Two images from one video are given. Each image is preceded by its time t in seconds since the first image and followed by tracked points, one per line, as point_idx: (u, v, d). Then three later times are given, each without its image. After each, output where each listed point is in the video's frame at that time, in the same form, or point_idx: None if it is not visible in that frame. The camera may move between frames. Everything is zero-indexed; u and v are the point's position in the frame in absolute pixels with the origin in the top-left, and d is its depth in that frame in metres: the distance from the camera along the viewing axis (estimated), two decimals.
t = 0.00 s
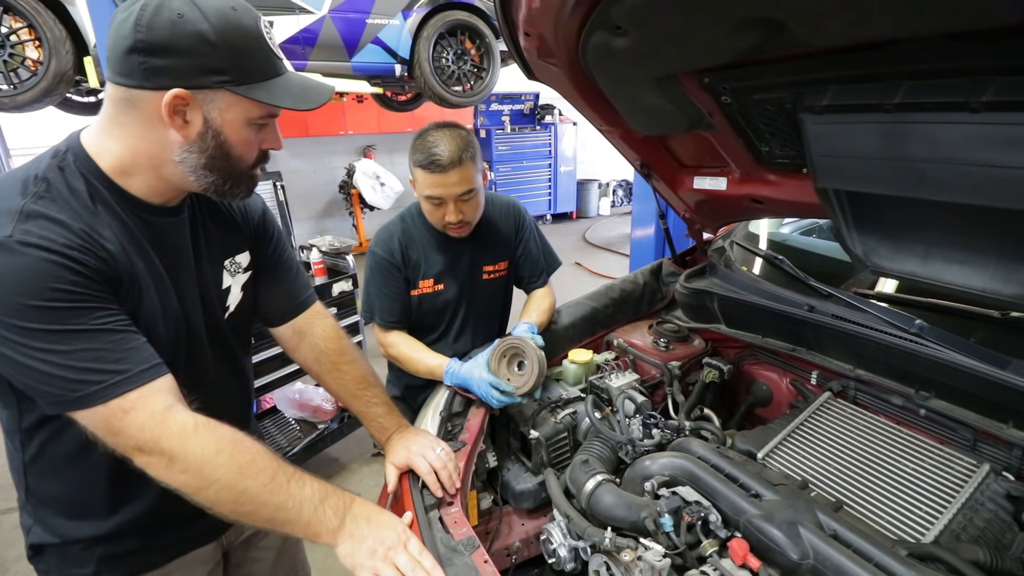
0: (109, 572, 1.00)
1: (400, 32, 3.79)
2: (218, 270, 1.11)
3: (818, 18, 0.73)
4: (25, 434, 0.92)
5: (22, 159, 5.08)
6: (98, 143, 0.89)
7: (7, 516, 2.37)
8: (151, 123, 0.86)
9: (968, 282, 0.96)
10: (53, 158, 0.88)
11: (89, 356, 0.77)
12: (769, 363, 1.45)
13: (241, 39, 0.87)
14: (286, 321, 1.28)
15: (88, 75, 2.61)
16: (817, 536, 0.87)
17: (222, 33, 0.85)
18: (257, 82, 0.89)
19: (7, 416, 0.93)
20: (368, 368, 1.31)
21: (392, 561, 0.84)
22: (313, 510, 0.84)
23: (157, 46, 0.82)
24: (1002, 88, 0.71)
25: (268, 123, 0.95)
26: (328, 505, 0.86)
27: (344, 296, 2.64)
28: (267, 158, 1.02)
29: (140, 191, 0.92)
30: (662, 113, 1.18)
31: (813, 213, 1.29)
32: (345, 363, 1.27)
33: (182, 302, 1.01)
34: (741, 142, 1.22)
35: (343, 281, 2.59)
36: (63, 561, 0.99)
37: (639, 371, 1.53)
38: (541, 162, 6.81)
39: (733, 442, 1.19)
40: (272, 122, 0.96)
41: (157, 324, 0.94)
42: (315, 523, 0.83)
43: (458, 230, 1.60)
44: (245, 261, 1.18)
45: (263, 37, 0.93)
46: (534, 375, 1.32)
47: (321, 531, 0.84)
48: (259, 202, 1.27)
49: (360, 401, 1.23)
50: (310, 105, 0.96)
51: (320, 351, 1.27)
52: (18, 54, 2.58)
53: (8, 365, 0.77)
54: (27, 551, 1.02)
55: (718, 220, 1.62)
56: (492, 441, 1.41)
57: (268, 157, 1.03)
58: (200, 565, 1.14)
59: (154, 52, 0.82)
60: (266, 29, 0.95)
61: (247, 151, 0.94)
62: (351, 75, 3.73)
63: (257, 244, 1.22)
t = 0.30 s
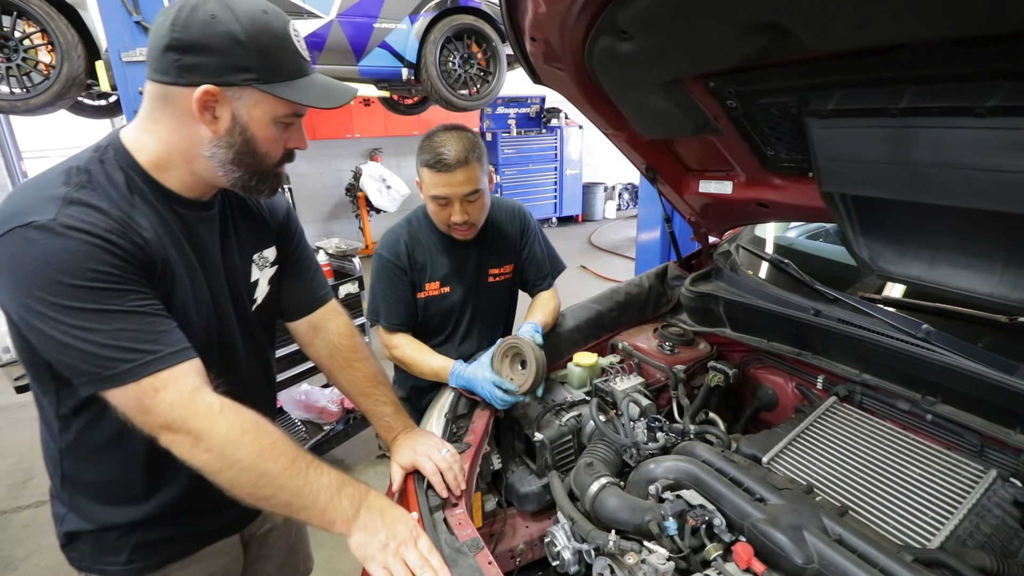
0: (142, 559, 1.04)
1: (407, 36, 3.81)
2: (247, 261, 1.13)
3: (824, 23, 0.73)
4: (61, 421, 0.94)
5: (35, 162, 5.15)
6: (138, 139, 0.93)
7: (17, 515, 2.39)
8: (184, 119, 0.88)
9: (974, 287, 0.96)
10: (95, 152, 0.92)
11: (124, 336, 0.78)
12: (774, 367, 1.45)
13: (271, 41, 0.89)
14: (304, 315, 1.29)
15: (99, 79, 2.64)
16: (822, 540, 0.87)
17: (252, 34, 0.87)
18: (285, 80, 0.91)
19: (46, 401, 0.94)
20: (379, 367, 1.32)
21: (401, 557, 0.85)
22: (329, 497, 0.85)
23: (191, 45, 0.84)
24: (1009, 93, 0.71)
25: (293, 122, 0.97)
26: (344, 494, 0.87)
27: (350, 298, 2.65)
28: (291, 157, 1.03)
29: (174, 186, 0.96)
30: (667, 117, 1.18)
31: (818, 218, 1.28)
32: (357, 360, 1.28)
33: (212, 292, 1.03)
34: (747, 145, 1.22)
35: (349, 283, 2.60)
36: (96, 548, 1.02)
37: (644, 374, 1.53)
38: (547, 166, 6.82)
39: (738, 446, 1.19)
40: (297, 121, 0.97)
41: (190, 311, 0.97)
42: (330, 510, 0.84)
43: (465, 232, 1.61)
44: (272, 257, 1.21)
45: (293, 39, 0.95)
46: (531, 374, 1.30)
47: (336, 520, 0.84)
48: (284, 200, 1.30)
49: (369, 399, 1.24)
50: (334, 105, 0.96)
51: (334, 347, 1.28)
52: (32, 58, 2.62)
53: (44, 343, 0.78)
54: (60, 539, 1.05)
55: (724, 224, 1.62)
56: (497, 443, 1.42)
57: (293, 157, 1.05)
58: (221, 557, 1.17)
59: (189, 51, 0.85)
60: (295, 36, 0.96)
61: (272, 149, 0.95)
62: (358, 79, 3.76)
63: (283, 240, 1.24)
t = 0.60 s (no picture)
0: (171, 542, 1.06)
1: (414, 39, 3.84)
2: (269, 259, 1.15)
3: (828, 27, 0.73)
4: (97, 407, 0.98)
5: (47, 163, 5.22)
6: (167, 142, 0.96)
7: (28, 512, 2.42)
8: (216, 125, 0.90)
9: (979, 290, 0.96)
10: (128, 153, 0.96)
11: (157, 319, 0.81)
12: (781, 371, 1.44)
13: (300, 51, 0.91)
14: (318, 311, 1.31)
15: (111, 82, 2.68)
16: (827, 545, 0.86)
17: (282, 46, 0.89)
18: (311, 88, 0.93)
19: (81, 389, 0.98)
20: (388, 364, 1.33)
21: (412, 551, 0.86)
22: (347, 482, 0.85)
23: (225, 56, 0.86)
24: (1015, 97, 0.70)
25: (317, 125, 0.99)
26: (362, 479, 0.87)
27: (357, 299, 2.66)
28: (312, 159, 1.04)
29: (201, 185, 0.98)
30: (672, 120, 1.18)
31: (825, 221, 1.28)
32: (366, 358, 1.29)
33: (235, 287, 1.05)
34: (753, 148, 1.22)
35: (356, 284, 2.62)
36: (127, 532, 1.05)
37: (649, 377, 1.53)
38: (554, 168, 6.83)
39: (743, 449, 1.18)
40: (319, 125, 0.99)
41: (215, 304, 0.99)
42: (348, 495, 0.84)
43: (474, 232, 1.61)
44: (292, 254, 1.22)
45: (316, 47, 0.97)
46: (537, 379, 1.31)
47: (354, 508, 0.85)
48: (303, 199, 1.32)
49: (377, 396, 1.25)
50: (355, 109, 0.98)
51: (345, 344, 1.30)
52: (45, 61, 2.67)
53: (78, 326, 0.81)
54: (93, 525, 1.08)
55: (731, 226, 1.62)
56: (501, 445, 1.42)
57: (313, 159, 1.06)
58: (244, 546, 1.18)
59: (222, 62, 0.86)
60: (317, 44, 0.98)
61: (297, 151, 0.97)
62: (366, 81, 3.78)
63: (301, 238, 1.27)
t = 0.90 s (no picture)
0: (181, 529, 1.06)
1: (419, 41, 3.82)
2: (276, 257, 1.16)
3: (828, 28, 0.73)
4: (109, 401, 0.99)
5: (57, 165, 5.28)
6: (176, 144, 0.98)
7: (35, 509, 2.45)
8: (213, 124, 0.92)
9: (983, 292, 0.95)
10: (138, 156, 0.97)
11: (164, 316, 0.82)
12: (784, 373, 1.44)
13: (295, 50, 0.92)
14: (324, 310, 1.32)
15: (119, 84, 2.70)
16: (829, 548, 0.86)
17: (276, 44, 0.90)
18: (305, 88, 0.93)
19: (95, 383, 1.00)
20: (391, 364, 1.33)
21: (410, 553, 0.86)
22: (345, 484, 0.85)
23: (220, 55, 0.88)
24: (1016, 98, 0.70)
25: (315, 128, 0.98)
26: (359, 482, 0.88)
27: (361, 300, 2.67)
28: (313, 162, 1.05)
29: (208, 186, 0.99)
30: (674, 121, 1.18)
31: (829, 223, 1.28)
32: (370, 358, 1.30)
33: (242, 286, 1.06)
34: (756, 150, 1.21)
35: (361, 285, 2.63)
36: (138, 521, 1.06)
37: (652, 378, 1.53)
38: (558, 169, 6.83)
39: (746, 451, 1.18)
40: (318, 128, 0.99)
41: (222, 302, 1.00)
42: (345, 497, 0.85)
43: (477, 236, 1.61)
44: (298, 254, 1.24)
45: (315, 49, 0.98)
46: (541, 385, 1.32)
47: (349, 507, 0.85)
48: (310, 199, 1.33)
49: (380, 395, 1.26)
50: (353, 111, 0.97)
51: (350, 344, 1.30)
52: (54, 64, 2.71)
53: (91, 322, 0.82)
54: (105, 515, 1.09)
55: (735, 228, 1.61)
56: (503, 446, 1.42)
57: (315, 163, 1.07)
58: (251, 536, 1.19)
59: (218, 60, 0.88)
60: (318, 47, 0.99)
61: (293, 152, 0.97)
62: (371, 83, 3.80)
63: (308, 238, 1.28)
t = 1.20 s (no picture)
0: (184, 533, 1.08)
1: (424, 42, 3.85)
2: (282, 256, 1.17)
3: (830, 29, 0.73)
4: (115, 399, 1.00)
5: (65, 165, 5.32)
6: (182, 144, 0.99)
7: (41, 506, 2.46)
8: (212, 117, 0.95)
9: (987, 295, 0.94)
10: (144, 155, 0.99)
11: (166, 312, 0.82)
12: (787, 376, 1.43)
13: (289, 46, 0.93)
14: (326, 309, 1.32)
15: (126, 84, 2.72)
16: (828, 551, 0.85)
17: (271, 39, 0.92)
18: (297, 84, 0.92)
19: (101, 380, 1.00)
20: (392, 364, 1.34)
21: (407, 552, 0.86)
22: (343, 483, 0.86)
23: (219, 48, 0.91)
24: (1020, 99, 0.69)
25: (311, 128, 0.97)
26: (357, 481, 0.88)
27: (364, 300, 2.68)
28: (311, 166, 1.04)
29: (210, 185, 1.00)
30: (676, 122, 1.18)
31: (831, 225, 1.27)
32: (372, 357, 1.30)
33: (247, 285, 1.06)
34: (758, 151, 1.21)
35: (363, 285, 2.64)
36: (144, 523, 1.07)
37: (653, 380, 1.53)
38: (563, 170, 6.83)
39: (746, 454, 1.17)
40: (314, 128, 0.98)
41: (226, 300, 1.01)
42: (343, 496, 0.85)
43: (483, 236, 1.61)
44: (304, 253, 1.25)
45: (317, 48, 0.99)
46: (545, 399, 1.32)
47: (347, 506, 0.85)
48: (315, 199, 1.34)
49: (380, 394, 1.26)
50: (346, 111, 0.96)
51: (351, 342, 1.31)
52: (63, 64, 2.73)
53: (94, 318, 0.83)
54: (112, 513, 1.10)
55: (738, 230, 1.61)
56: (504, 447, 1.42)
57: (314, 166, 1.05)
58: (256, 539, 1.20)
59: (216, 53, 0.91)
60: (321, 48, 1.00)
61: (284, 151, 0.95)
62: (376, 84, 3.81)
63: (312, 238, 1.29)
